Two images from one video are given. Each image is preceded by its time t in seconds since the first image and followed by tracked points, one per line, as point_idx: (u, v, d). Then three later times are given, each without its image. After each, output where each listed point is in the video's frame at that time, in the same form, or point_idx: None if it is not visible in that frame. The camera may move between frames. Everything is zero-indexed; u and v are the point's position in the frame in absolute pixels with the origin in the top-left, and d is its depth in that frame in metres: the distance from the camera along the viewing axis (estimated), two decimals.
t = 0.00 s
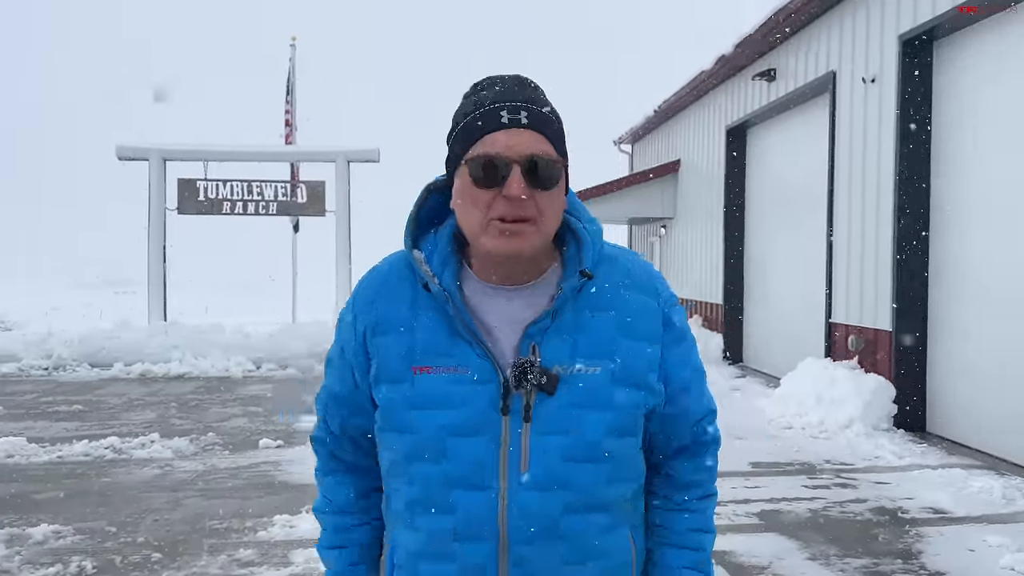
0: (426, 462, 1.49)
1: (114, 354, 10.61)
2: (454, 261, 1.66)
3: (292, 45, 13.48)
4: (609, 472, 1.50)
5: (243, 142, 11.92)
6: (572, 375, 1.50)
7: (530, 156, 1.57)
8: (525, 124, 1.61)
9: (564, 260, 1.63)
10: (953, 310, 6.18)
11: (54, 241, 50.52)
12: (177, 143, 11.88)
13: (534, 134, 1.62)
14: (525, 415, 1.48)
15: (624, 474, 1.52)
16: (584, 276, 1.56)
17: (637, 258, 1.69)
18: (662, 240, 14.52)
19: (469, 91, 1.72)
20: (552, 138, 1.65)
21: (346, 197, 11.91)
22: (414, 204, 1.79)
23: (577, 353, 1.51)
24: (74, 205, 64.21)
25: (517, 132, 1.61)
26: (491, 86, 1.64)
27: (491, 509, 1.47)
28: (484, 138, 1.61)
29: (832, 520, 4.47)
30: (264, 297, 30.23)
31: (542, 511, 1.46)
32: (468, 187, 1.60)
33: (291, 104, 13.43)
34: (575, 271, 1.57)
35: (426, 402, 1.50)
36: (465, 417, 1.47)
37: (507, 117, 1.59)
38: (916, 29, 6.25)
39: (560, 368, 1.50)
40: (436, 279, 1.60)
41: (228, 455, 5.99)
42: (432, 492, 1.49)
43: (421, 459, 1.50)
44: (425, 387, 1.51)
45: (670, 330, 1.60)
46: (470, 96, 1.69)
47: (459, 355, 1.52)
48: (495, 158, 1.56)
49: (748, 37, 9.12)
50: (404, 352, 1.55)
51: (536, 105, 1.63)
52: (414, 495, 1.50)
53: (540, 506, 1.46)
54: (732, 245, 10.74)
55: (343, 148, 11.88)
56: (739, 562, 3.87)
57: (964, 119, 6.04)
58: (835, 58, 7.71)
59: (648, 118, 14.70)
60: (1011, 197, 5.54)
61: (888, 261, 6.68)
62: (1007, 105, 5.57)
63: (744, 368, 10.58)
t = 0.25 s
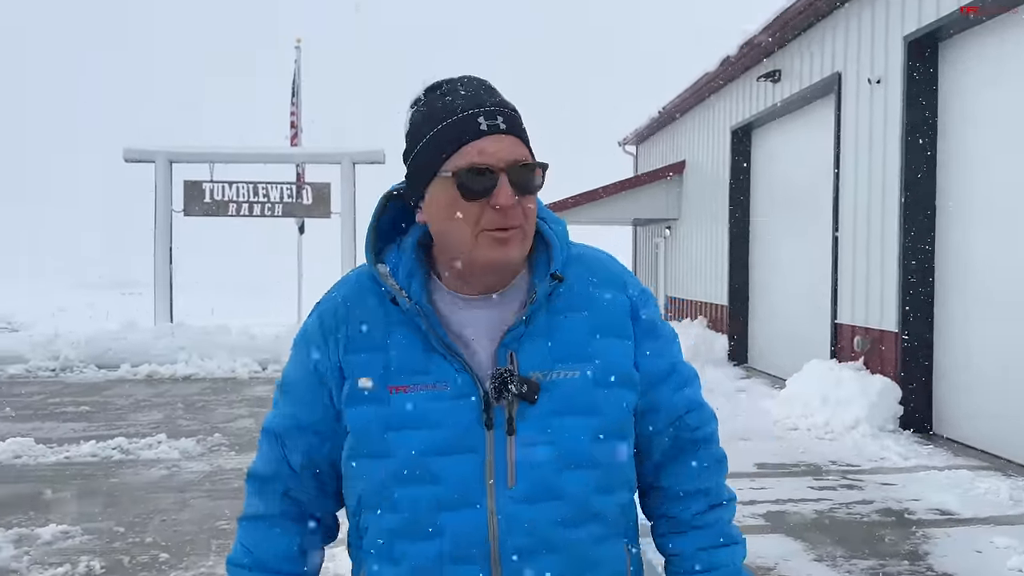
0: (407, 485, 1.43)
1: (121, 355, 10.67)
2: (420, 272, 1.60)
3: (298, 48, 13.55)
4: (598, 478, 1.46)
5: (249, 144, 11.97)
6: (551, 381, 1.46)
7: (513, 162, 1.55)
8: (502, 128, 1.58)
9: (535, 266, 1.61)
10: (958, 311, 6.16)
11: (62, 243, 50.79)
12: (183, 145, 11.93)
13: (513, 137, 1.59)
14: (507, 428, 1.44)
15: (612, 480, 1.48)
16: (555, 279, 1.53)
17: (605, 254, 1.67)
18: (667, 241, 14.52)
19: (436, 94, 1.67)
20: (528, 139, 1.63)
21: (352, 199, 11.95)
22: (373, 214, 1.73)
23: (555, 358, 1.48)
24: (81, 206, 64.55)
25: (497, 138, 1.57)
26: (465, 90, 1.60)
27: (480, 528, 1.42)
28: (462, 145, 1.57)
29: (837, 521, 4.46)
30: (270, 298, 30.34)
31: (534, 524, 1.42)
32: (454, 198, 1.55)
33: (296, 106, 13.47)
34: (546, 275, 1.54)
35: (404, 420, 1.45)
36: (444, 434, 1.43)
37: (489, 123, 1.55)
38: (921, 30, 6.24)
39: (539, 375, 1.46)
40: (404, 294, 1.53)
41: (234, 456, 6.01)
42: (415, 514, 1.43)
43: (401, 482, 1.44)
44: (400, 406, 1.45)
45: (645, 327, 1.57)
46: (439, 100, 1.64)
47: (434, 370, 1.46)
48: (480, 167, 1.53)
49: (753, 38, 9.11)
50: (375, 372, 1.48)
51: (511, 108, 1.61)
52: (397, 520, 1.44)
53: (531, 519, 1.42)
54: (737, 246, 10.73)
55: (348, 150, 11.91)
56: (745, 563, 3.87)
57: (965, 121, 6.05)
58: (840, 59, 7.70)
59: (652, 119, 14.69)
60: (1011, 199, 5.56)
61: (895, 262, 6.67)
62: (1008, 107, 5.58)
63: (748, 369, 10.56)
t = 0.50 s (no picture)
0: (395, 464, 1.44)
1: (123, 356, 10.67)
2: (424, 257, 1.63)
3: (300, 49, 13.55)
4: (589, 473, 1.43)
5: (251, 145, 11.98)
6: (545, 368, 1.45)
7: (500, 138, 1.54)
8: (491, 104, 1.58)
9: (539, 250, 1.62)
10: (961, 312, 6.14)
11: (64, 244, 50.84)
12: (185, 146, 11.94)
13: (502, 113, 1.58)
14: (498, 413, 1.43)
15: (605, 476, 1.45)
16: (558, 266, 1.54)
17: (618, 249, 1.66)
18: (669, 241, 14.51)
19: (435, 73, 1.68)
20: (521, 118, 1.63)
21: (354, 200, 11.95)
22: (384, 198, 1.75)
23: (552, 345, 1.47)
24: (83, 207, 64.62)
25: (484, 113, 1.57)
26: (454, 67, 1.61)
27: (463, 516, 1.41)
28: (450, 121, 1.58)
29: (840, 522, 4.45)
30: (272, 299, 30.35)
31: (519, 517, 1.40)
32: (438, 175, 1.56)
33: (298, 107, 13.48)
34: (549, 261, 1.54)
35: (393, 399, 1.46)
36: (434, 413, 1.43)
37: (473, 98, 1.56)
38: (924, 30, 6.23)
39: (534, 361, 1.45)
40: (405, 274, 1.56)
41: (236, 457, 6.01)
42: (397, 495, 1.43)
43: (390, 461, 1.44)
44: (393, 384, 1.46)
45: (653, 324, 1.55)
46: (434, 77, 1.66)
47: (428, 350, 1.48)
48: (463, 143, 1.53)
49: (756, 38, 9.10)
50: (372, 350, 1.50)
51: (501, 85, 1.61)
52: (379, 501, 1.44)
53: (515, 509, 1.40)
54: (739, 246, 10.72)
55: (350, 151, 11.90)
56: (748, 564, 3.86)
57: (967, 121, 6.05)
58: (842, 59, 7.68)
59: (654, 119, 14.67)
60: (1011, 199, 5.57)
61: (897, 263, 6.66)
62: (1009, 108, 5.58)
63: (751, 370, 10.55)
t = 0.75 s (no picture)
0: (395, 445, 1.47)
1: (123, 356, 10.68)
2: (464, 246, 1.72)
3: (300, 49, 13.56)
4: (585, 475, 1.39)
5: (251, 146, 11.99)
6: (553, 363, 1.43)
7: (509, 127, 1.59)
8: (508, 93, 1.61)
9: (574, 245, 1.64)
10: (961, 312, 6.14)
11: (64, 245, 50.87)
12: (185, 147, 11.95)
13: (517, 103, 1.62)
14: (498, 403, 1.43)
15: (605, 483, 1.40)
16: (585, 263, 1.53)
17: (663, 260, 1.63)
18: (668, 241, 14.51)
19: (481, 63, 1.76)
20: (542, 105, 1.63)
21: (353, 200, 11.96)
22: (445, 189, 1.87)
23: (563, 342, 1.45)
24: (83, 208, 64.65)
25: (500, 102, 1.62)
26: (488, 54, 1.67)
27: (449, 505, 1.41)
28: (471, 109, 1.66)
29: (839, 522, 4.45)
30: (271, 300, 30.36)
31: (505, 514, 1.39)
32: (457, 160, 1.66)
33: (298, 107, 13.48)
34: (577, 258, 1.54)
35: (403, 380, 1.49)
36: (436, 398, 1.46)
37: (491, 88, 1.61)
38: (924, 30, 6.23)
39: (543, 356, 1.44)
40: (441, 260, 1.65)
41: (235, 457, 6.01)
42: (394, 476, 1.46)
43: (391, 442, 1.47)
44: (405, 364, 1.51)
45: (683, 327, 1.48)
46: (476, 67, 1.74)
47: (443, 335, 1.52)
48: (473, 132, 1.61)
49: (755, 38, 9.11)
50: (394, 331, 1.56)
51: (524, 74, 1.63)
52: (378, 480, 1.48)
53: (504, 504, 1.39)
54: (738, 246, 10.72)
55: (350, 151, 11.91)
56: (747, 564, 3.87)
57: (967, 121, 6.04)
58: (841, 60, 7.69)
59: (654, 119, 14.68)
60: (1012, 198, 5.56)
61: (896, 263, 6.66)
62: (1008, 107, 5.59)
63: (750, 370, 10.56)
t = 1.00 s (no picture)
0: (418, 431, 1.59)
1: (121, 356, 10.67)
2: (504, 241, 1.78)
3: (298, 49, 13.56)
4: (585, 474, 1.42)
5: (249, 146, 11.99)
6: (567, 357, 1.48)
7: (538, 125, 1.65)
8: (541, 92, 1.68)
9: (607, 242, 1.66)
10: (956, 312, 6.16)
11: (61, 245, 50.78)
12: (182, 147, 11.94)
13: (549, 102, 1.67)
14: (511, 396, 1.50)
15: (606, 481, 1.42)
16: (612, 262, 1.55)
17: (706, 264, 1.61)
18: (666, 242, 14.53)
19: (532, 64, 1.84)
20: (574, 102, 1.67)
21: (351, 200, 11.96)
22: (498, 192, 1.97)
23: (580, 338, 1.49)
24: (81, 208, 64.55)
25: (532, 100, 1.68)
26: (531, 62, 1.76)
27: (459, 491, 1.52)
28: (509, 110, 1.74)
29: (835, 522, 4.47)
30: (269, 300, 30.30)
31: (507, 505, 1.46)
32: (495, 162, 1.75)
33: (296, 108, 13.48)
34: (606, 257, 1.57)
35: (430, 369, 1.60)
36: (456, 388, 1.56)
37: (524, 89, 1.69)
38: (920, 31, 6.26)
39: (558, 350, 1.49)
40: (480, 255, 1.75)
41: (233, 457, 6.02)
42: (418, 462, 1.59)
43: (415, 429, 1.59)
44: (434, 354, 1.62)
45: (698, 325, 1.46)
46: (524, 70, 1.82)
47: (470, 329, 1.61)
48: (505, 131, 1.69)
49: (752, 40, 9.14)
50: (430, 322, 1.68)
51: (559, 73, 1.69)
52: (404, 463, 1.63)
53: (507, 496, 1.46)
54: (736, 246, 10.75)
55: (348, 151, 11.91)
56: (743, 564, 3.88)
57: (964, 121, 6.06)
58: (838, 61, 7.72)
59: (652, 120, 14.70)
60: (1009, 198, 5.57)
61: (892, 263, 6.68)
62: (1006, 108, 5.60)
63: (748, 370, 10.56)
